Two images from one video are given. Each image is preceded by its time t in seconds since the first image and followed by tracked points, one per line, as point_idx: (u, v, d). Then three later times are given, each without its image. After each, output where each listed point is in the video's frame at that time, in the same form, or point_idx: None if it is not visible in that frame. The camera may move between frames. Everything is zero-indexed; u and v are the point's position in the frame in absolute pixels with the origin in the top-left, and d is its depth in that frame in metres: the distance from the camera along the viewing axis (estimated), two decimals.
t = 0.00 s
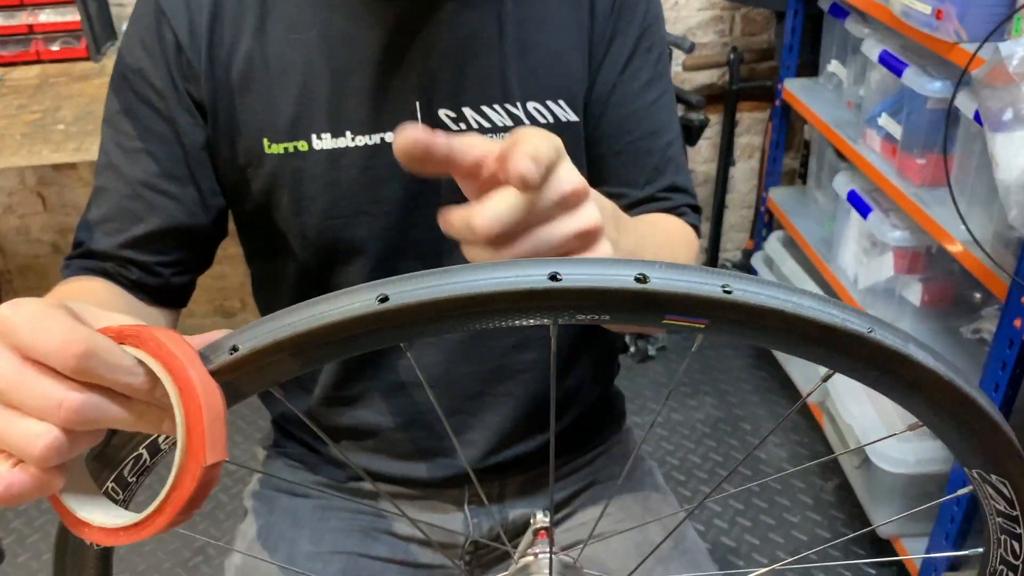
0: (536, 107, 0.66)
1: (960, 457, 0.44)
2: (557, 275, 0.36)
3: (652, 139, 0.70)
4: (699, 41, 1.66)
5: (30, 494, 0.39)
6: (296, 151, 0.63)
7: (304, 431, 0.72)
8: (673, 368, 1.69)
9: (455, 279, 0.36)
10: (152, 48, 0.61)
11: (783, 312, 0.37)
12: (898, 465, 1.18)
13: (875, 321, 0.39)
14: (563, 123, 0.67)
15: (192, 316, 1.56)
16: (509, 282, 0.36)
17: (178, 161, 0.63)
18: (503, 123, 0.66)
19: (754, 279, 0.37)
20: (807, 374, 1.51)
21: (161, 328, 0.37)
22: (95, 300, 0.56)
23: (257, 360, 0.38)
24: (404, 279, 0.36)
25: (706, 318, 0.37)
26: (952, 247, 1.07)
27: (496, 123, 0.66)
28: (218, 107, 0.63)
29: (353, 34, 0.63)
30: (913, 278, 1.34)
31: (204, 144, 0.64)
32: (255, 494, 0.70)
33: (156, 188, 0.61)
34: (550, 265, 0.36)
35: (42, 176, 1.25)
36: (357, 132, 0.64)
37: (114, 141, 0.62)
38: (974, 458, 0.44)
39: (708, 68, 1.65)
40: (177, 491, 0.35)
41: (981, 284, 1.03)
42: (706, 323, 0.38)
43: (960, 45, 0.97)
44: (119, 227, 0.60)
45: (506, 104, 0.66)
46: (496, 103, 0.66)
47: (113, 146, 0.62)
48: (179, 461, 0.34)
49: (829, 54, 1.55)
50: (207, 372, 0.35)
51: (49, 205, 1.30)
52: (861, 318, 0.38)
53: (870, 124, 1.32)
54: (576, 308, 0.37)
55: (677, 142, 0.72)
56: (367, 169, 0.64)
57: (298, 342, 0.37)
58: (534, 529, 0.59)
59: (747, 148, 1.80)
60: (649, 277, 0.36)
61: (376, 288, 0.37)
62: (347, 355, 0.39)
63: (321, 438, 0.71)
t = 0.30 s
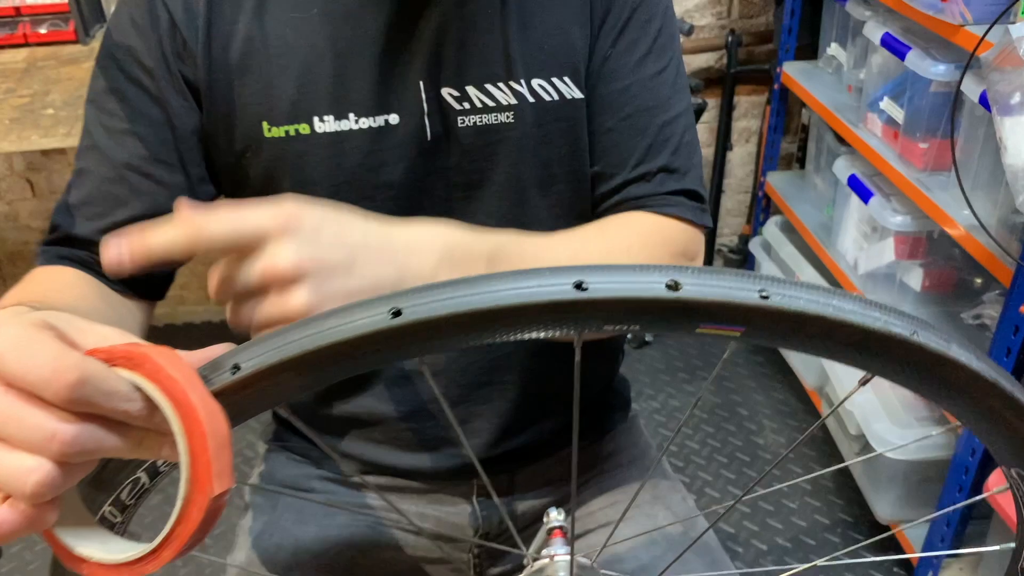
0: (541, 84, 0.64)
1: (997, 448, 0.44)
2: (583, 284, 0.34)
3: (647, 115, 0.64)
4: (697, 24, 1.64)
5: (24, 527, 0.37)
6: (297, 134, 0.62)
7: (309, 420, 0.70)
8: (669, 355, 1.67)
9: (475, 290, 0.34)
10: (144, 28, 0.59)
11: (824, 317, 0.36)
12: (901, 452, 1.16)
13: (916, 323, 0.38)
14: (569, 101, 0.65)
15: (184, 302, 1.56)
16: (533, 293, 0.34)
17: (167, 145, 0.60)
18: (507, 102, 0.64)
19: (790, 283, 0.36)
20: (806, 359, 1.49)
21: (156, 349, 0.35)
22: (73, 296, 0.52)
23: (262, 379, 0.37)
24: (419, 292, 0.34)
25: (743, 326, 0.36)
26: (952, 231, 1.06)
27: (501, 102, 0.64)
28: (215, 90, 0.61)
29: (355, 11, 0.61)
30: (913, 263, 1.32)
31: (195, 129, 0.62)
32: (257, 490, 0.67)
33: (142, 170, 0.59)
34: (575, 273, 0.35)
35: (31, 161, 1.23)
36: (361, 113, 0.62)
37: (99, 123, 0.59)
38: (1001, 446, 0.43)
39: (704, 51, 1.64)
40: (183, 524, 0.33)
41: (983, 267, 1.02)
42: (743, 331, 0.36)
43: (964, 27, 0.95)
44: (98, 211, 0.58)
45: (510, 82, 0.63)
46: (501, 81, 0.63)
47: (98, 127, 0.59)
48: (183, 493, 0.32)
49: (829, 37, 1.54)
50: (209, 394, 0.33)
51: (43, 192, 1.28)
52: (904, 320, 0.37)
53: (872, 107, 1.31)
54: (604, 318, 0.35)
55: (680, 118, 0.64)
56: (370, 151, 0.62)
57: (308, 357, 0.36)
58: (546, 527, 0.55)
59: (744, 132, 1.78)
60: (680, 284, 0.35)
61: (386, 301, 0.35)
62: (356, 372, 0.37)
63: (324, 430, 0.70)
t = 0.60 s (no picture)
0: (529, 90, 0.62)
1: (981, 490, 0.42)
2: (539, 311, 0.33)
3: (707, 101, 0.68)
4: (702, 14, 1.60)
5: None
6: (257, 129, 0.59)
7: (282, 417, 0.70)
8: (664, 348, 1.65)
9: (425, 314, 0.33)
10: (98, 14, 0.57)
11: (798, 354, 0.34)
12: (893, 451, 1.15)
13: (898, 362, 0.36)
14: (555, 108, 0.63)
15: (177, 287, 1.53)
16: (485, 319, 0.33)
17: (122, 135, 0.59)
18: (488, 106, 0.62)
19: (762, 316, 0.35)
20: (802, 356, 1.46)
21: (87, 358, 0.35)
22: (29, 295, 0.53)
23: (198, 397, 0.35)
24: (366, 313, 0.33)
25: (711, 362, 0.34)
26: (952, 229, 1.04)
27: (481, 106, 0.62)
28: (172, 79, 0.59)
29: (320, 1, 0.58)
30: (912, 261, 1.30)
31: (150, 119, 0.60)
32: (228, 483, 0.68)
33: (95, 161, 0.57)
34: (532, 300, 0.34)
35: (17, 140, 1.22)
36: (326, 109, 0.59)
37: (53, 112, 0.58)
38: (988, 484, 0.41)
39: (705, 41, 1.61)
40: (93, 547, 0.33)
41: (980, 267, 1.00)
42: (711, 367, 0.35)
43: (969, 21, 0.92)
44: (53, 202, 0.57)
45: (495, 86, 0.61)
46: (484, 84, 0.61)
47: (52, 115, 0.58)
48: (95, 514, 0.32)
49: (832, 32, 1.51)
50: (137, 412, 0.33)
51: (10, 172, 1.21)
52: (885, 359, 0.36)
53: (874, 102, 1.28)
54: (559, 347, 0.34)
55: (724, 88, 0.69)
56: (331, 149, 0.60)
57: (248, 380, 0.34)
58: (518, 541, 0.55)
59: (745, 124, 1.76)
60: (644, 314, 0.34)
61: (332, 323, 0.34)
62: (297, 395, 0.36)
63: (298, 429, 0.69)
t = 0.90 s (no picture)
0: (520, 52, 0.61)
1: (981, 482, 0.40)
2: (516, 272, 0.31)
3: (739, 35, 0.69)
4: None
5: None
6: (238, 98, 0.58)
7: (262, 394, 0.69)
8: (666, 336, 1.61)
9: (392, 274, 0.31)
10: None
11: (788, 324, 0.31)
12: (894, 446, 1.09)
13: (895, 335, 0.33)
14: (547, 71, 0.62)
15: (179, 261, 1.53)
16: (455, 279, 0.31)
17: (98, 107, 0.58)
18: (478, 70, 0.60)
19: (754, 283, 0.32)
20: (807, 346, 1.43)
21: (46, 312, 0.34)
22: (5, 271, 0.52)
23: (154, 359, 0.33)
24: (329, 271, 0.31)
25: (694, 329, 0.32)
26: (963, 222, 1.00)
27: (471, 70, 0.60)
28: (150, 47, 0.58)
29: None
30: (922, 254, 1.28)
31: (127, 89, 0.59)
32: (209, 458, 0.67)
33: (69, 134, 0.56)
34: (509, 260, 0.31)
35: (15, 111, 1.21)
36: (309, 76, 0.58)
37: (27, 82, 0.57)
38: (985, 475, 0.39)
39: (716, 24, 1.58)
40: (52, 506, 0.32)
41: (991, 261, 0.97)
42: (695, 335, 0.33)
43: (988, 7, 0.89)
44: (29, 177, 0.55)
45: (483, 48, 0.60)
46: (472, 46, 0.60)
47: (25, 86, 0.57)
48: (53, 474, 0.31)
49: (847, 17, 1.47)
50: (96, 370, 0.32)
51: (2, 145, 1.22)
52: (880, 331, 0.33)
53: (888, 90, 1.24)
54: (535, 312, 0.31)
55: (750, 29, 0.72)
56: (315, 117, 0.59)
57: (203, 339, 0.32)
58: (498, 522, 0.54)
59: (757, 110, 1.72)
60: (627, 277, 0.31)
61: (294, 278, 0.32)
62: (257, 357, 0.34)
63: (283, 405, 0.68)
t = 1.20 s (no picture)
0: (518, 28, 0.61)
1: (982, 453, 0.40)
2: (505, 238, 0.30)
3: (737, 30, 0.69)
4: None
5: None
6: (235, 68, 0.59)
7: (260, 373, 0.70)
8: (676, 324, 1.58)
9: (381, 239, 0.31)
10: None
11: (784, 291, 0.31)
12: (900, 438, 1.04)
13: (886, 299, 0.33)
14: (546, 47, 0.62)
15: (191, 241, 1.51)
16: (443, 244, 0.30)
17: (95, 76, 0.59)
18: (476, 46, 0.61)
19: (749, 250, 0.32)
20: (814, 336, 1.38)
21: (27, 283, 0.34)
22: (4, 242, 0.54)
23: (140, 327, 0.33)
24: (318, 237, 0.31)
25: (688, 297, 0.32)
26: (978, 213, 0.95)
27: (469, 45, 0.61)
28: (147, 15, 0.59)
29: None
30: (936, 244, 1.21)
31: (125, 58, 0.60)
32: (206, 439, 0.68)
33: (68, 102, 0.58)
34: (498, 226, 0.31)
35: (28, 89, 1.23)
36: (306, 48, 0.59)
37: (26, 51, 0.59)
38: (986, 443, 0.38)
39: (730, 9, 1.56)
40: (36, 478, 0.33)
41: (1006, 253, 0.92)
42: (687, 303, 0.32)
43: None
44: (24, 145, 0.57)
45: (481, 22, 0.61)
46: (470, 21, 0.61)
47: (23, 55, 0.59)
48: (38, 445, 0.32)
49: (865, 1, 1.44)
50: (81, 341, 0.32)
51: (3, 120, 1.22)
52: (875, 299, 0.33)
53: (904, 76, 1.20)
54: (526, 278, 0.31)
55: (762, 25, 0.70)
56: (314, 90, 0.60)
57: (191, 306, 0.32)
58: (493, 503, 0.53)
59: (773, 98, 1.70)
60: (618, 244, 0.31)
61: (278, 245, 0.31)
62: (247, 325, 0.34)
63: (280, 386, 0.69)
